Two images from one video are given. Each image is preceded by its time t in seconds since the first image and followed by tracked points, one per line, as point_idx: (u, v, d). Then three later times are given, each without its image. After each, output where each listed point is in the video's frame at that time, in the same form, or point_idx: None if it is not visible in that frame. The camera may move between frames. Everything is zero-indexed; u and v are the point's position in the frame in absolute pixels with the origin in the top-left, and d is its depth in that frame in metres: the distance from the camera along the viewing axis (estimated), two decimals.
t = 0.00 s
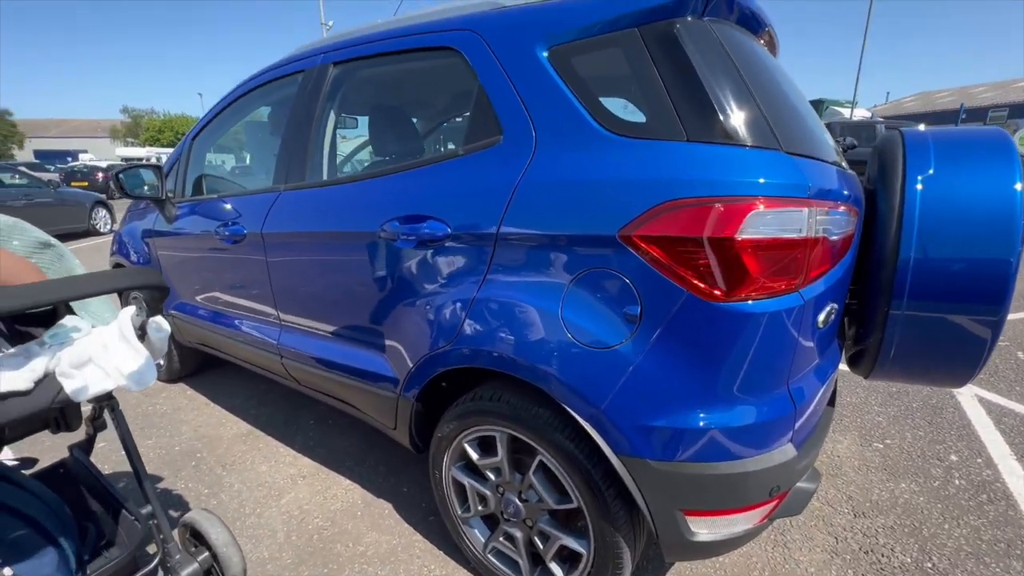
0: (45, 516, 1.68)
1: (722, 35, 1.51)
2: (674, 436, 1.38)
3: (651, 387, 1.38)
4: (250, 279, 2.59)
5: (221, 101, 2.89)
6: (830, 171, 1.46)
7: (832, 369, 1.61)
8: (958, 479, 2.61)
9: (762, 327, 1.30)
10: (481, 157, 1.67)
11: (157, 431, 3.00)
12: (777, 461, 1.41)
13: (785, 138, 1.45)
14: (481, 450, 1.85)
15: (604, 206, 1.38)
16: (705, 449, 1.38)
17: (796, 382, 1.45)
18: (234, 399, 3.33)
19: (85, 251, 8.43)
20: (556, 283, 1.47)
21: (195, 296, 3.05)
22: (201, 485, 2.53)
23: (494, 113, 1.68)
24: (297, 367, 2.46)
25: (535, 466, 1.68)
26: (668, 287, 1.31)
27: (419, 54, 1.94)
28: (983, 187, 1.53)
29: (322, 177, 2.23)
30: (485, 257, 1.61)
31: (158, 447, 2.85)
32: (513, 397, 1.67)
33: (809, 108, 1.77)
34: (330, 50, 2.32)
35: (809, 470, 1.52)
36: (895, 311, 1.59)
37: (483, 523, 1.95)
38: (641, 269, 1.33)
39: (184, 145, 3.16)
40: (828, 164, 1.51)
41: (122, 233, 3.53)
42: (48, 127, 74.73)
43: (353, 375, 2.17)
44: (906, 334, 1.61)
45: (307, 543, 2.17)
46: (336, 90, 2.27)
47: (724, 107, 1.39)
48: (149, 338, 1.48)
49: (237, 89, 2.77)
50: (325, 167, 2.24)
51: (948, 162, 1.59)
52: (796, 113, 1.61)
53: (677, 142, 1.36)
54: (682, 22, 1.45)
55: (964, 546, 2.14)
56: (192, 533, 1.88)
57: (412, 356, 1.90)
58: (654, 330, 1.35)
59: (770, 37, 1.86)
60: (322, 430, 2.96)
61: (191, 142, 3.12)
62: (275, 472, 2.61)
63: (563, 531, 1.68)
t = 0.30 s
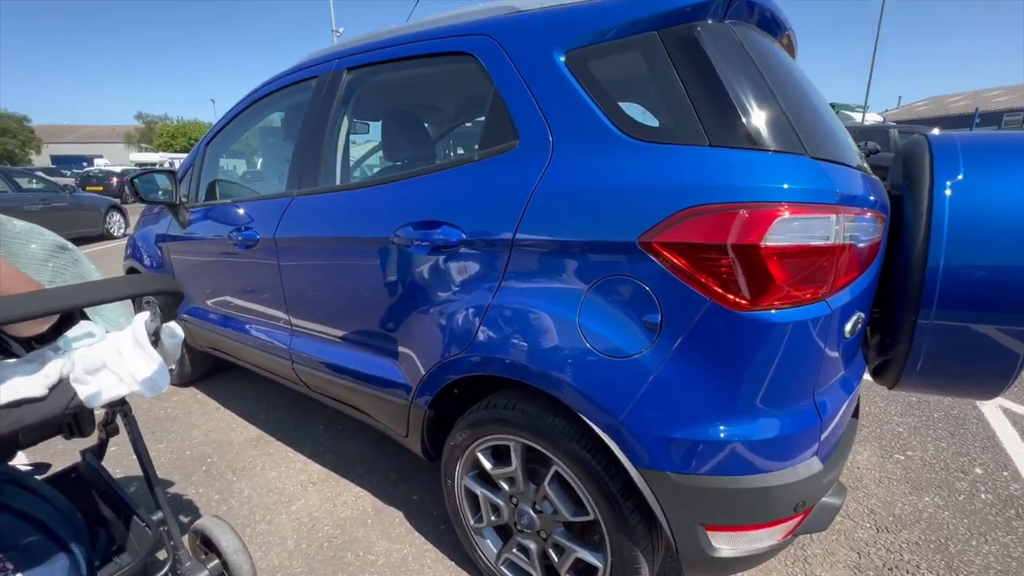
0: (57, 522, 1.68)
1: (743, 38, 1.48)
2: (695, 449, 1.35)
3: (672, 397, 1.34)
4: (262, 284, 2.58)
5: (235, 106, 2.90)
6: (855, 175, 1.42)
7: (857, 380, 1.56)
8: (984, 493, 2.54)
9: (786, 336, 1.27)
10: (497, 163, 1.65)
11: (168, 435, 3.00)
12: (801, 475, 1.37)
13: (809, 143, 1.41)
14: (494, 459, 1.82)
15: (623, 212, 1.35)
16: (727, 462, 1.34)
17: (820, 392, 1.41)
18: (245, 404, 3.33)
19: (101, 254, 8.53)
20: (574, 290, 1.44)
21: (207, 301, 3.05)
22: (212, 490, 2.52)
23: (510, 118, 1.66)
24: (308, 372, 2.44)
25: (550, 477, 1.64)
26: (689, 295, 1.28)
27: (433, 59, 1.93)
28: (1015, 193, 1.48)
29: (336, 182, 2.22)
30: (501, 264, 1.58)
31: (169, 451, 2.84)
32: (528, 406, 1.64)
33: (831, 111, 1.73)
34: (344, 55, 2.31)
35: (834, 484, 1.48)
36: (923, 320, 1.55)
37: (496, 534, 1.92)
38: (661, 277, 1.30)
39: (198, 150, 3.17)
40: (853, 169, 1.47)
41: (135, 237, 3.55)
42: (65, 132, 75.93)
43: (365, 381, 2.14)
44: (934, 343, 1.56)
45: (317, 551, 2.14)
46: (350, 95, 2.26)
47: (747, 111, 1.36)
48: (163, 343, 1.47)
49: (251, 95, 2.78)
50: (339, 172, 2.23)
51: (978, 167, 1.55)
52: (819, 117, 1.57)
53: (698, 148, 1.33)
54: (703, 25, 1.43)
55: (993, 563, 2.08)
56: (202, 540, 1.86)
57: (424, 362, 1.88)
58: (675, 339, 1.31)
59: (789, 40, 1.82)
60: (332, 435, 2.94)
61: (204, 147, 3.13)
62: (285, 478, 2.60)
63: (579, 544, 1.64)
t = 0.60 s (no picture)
0: (54, 536, 1.60)
1: (781, 26, 1.39)
2: (731, 469, 1.25)
3: (707, 412, 1.25)
4: (269, 287, 2.50)
5: (242, 105, 2.82)
6: (904, 173, 1.32)
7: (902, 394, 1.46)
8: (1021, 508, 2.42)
9: (832, 348, 1.17)
10: (517, 161, 1.56)
11: (173, 441, 2.93)
12: (847, 498, 1.27)
13: (856, 137, 1.31)
14: (511, 473, 1.73)
15: (656, 214, 1.26)
16: (766, 483, 1.25)
17: (866, 408, 1.31)
18: (251, 409, 3.25)
19: (111, 255, 8.53)
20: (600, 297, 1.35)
21: (213, 304, 2.97)
22: (217, 500, 2.44)
23: (530, 114, 1.57)
24: (316, 379, 2.36)
25: (572, 494, 1.55)
26: (728, 302, 1.19)
27: (447, 53, 1.85)
28: None
29: (345, 183, 2.14)
30: (522, 268, 1.49)
31: (174, 457, 2.77)
32: (548, 418, 1.54)
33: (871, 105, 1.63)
34: (354, 51, 2.23)
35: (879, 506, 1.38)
36: (975, 328, 1.44)
37: (512, 551, 1.83)
38: (696, 283, 1.21)
39: (204, 150, 3.10)
40: (901, 166, 1.37)
41: (141, 239, 3.48)
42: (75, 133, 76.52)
43: (375, 389, 2.06)
44: (986, 354, 1.46)
45: (325, 565, 2.06)
46: (360, 92, 2.18)
47: (789, 104, 1.26)
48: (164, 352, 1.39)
49: (259, 93, 2.70)
50: (349, 172, 2.15)
51: None
52: (862, 110, 1.47)
53: (737, 144, 1.23)
54: (739, 12, 1.33)
55: None
56: (205, 555, 1.78)
57: (436, 369, 1.79)
58: (711, 350, 1.22)
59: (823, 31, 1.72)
60: (340, 442, 2.86)
61: (211, 147, 3.06)
62: (292, 487, 2.52)
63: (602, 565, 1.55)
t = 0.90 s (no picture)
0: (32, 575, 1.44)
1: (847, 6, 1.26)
2: (798, 509, 1.11)
3: (770, 445, 1.10)
4: (270, 294, 2.35)
5: (241, 101, 2.67)
6: (993, 170, 1.16)
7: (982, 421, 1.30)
8: None
9: (921, 375, 1.02)
10: (546, 159, 1.40)
11: (169, 455, 2.77)
12: (929, 545, 1.12)
13: (940, 128, 1.17)
14: (537, 502, 1.57)
15: (715, 219, 1.11)
16: (838, 527, 1.10)
17: (951, 441, 1.15)
18: (252, 420, 3.10)
19: (111, 256, 8.39)
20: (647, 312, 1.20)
21: (211, 311, 2.82)
22: (215, 521, 2.28)
23: (561, 107, 1.41)
24: (320, 393, 2.21)
25: (608, 530, 1.39)
26: (801, 321, 1.04)
27: (464, 42, 1.69)
28: None
29: (352, 183, 1.98)
30: (554, 279, 1.34)
31: (170, 474, 2.62)
32: (581, 445, 1.39)
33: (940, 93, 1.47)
34: (361, 41, 2.07)
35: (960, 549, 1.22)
36: None
37: None
38: (762, 298, 1.06)
39: (202, 149, 2.95)
40: (988, 159, 1.22)
41: (136, 242, 3.33)
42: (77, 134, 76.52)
43: (385, 407, 1.90)
44: None
45: None
46: (367, 86, 2.02)
47: (866, 93, 1.13)
48: (151, 374, 1.24)
49: (259, 88, 2.55)
50: (356, 172, 1.99)
51: None
52: (940, 95, 1.31)
53: (809, 138, 1.09)
54: None
55: None
56: None
57: (449, 383, 1.65)
58: (779, 375, 1.07)
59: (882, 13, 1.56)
60: (345, 457, 2.70)
61: (209, 146, 2.91)
62: (296, 507, 2.36)
63: None
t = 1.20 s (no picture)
0: None
1: None
2: (856, 554, 0.98)
3: (824, 482, 0.97)
4: (254, 304, 2.19)
5: (222, 97, 2.50)
6: None
7: None
8: None
9: (1000, 403, 0.89)
10: (560, 158, 1.26)
11: (148, 476, 2.60)
12: None
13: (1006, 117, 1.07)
14: (549, 535, 1.43)
15: (759, 225, 0.98)
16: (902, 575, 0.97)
17: None
18: (237, 435, 2.93)
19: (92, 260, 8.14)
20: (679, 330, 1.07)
21: (192, 322, 2.65)
22: (196, 550, 2.12)
23: (576, 99, 1.27)
24: (309, 411, 2.05)
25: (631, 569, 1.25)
26: (862, 341, 0.91)
27: (463, 31, 1.55)
28: None
29: (342, 186, 1.82)
30: (572, 293, 1.20)
31: (148, 497, 2.44)
32: (600, 476, 1.24)
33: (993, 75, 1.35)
34: (351, 31, 1.92)
35: None
36: None
37: None
38: (818, 315, 0.93)
39: (180, 149, 2.78)
40: None
41: (112, 248, 3.15)
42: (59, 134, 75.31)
43: (380, 428, 1.75)
44: None
45: None
46: (358, 79, 1.87)
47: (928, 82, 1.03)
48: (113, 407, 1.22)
49: (241, 83, 2.39)
50: (347, 173, 1.84)
51: None
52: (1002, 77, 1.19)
53: (868, 133, 0.98)
54: None
55: None
56: None
57: (446, 400, 1.51)
58: (834, 403, 0.94)
59: None
60: (337, 474, 2.55)
61: (187, 145, 2.74)
62: (284, 532, 2.20)
63: None
